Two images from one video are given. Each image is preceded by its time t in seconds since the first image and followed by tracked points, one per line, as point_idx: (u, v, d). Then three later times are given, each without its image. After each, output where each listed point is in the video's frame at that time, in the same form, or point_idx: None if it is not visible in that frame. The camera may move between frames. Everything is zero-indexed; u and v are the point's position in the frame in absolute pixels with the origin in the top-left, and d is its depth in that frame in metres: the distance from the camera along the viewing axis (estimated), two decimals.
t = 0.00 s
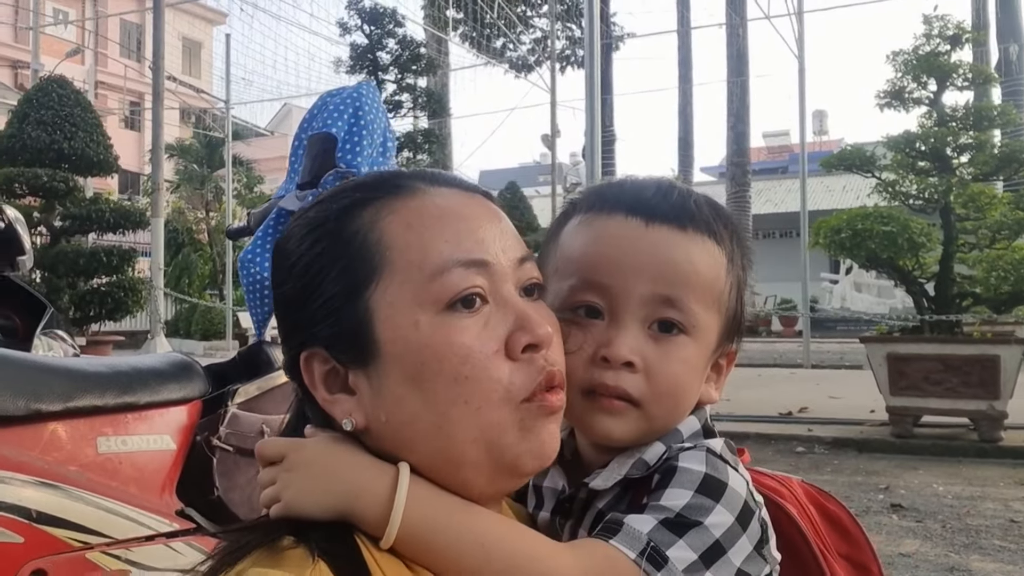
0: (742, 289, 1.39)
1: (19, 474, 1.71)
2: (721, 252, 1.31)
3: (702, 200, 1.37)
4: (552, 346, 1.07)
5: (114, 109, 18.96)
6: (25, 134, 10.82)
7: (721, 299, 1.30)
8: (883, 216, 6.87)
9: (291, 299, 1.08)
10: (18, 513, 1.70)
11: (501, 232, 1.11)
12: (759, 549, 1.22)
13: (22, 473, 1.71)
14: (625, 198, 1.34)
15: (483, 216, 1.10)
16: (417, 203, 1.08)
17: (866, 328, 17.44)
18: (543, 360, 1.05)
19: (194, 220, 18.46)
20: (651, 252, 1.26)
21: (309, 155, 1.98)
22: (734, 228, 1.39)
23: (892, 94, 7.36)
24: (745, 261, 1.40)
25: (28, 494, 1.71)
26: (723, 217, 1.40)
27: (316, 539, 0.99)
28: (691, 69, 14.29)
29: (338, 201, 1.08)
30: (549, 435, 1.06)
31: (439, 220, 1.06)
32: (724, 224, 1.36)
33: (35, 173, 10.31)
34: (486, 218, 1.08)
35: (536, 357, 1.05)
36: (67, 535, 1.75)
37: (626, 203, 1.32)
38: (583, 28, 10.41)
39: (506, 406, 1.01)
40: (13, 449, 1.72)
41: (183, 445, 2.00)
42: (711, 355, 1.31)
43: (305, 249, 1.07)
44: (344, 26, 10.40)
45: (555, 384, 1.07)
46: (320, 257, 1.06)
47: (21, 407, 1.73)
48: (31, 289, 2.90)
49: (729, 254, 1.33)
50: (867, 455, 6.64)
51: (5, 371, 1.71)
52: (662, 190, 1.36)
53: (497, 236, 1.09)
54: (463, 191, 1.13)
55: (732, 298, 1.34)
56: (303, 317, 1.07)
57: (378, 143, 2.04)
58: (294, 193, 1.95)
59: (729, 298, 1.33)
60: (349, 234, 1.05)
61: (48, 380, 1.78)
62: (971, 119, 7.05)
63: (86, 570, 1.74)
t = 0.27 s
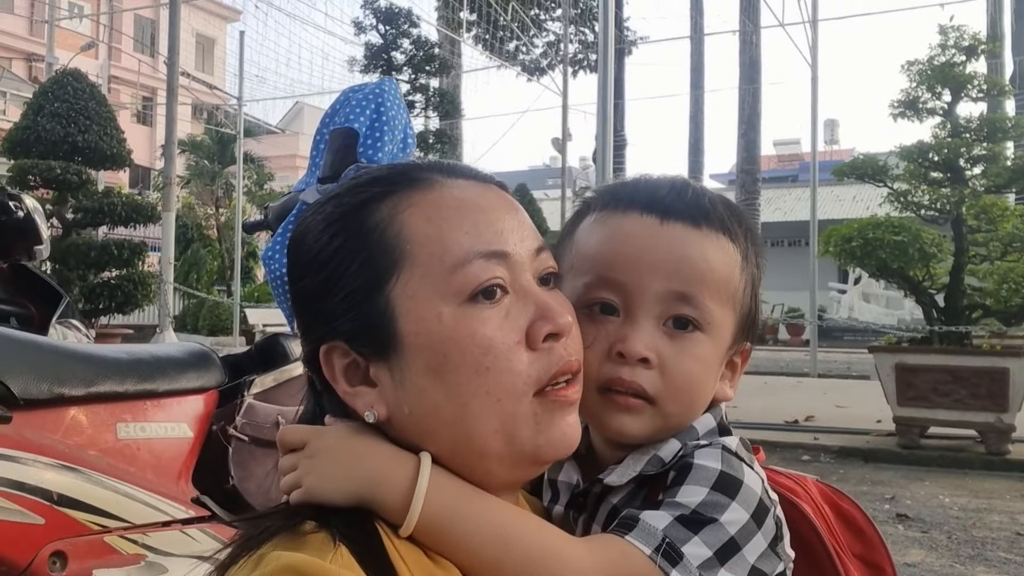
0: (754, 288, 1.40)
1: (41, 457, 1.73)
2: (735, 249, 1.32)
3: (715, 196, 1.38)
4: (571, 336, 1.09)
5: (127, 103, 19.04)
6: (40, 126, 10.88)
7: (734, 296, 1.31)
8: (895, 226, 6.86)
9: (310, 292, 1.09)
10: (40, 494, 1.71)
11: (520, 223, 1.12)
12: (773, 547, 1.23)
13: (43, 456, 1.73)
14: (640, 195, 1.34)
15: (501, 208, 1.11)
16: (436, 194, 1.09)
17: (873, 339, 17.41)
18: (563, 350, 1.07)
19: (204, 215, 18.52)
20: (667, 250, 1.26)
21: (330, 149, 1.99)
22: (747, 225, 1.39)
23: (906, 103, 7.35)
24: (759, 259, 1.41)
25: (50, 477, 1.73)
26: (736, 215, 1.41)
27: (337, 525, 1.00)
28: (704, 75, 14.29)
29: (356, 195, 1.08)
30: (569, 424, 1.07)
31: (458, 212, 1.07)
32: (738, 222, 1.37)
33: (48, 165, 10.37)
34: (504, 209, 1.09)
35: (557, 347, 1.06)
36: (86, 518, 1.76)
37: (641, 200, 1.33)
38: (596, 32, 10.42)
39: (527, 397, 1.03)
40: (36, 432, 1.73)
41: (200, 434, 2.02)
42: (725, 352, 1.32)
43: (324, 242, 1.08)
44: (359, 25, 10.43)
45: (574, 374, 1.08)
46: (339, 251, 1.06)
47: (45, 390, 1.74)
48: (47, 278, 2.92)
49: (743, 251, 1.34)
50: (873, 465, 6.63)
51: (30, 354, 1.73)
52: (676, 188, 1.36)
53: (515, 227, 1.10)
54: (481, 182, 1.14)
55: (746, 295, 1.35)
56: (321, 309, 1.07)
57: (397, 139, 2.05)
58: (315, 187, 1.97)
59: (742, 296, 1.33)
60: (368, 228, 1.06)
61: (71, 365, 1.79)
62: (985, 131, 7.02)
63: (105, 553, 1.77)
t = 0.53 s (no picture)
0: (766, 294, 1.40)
1: (55, 443, 1.74)
2: (749, 256, 1.32)
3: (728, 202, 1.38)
4: (598, 342, 1.09)
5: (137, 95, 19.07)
6: (50, 114, 10.90)
7: (749, 304, 1.31)
8: (903, 238, 6.86)
9: (343, 283, 1.09)
10: (53, 481, 1.73)
11: (553, 225, 1.12)
12: (788, 559, 1.22)
13: (57, 442, 1.74)
14: (653, 202, 1.34)
15: (536, 208, 1.12)
16: (473, 193, 1.09)
17: (876, 352, 17.39)
18: (590, 356, 1.07)
19: (210, 209, 18.55)
20: (682, 259, 1.26)
21: (348, 146, 1.99)
22: (761, 231, 1.39)
23: (917, 116, 7.34)
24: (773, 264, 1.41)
25: (63, 463, 1.74)
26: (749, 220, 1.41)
27: (358, 517, 1.00)
28: (714, 83, 14.29)
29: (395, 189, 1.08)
30: (592, 427, 1.07)
31: (494, 210, 1.07)
32: (751, 229, 1.36)
33: (58, 154, 10.40)
34: (538, 209, 1.09)
35: (584, 351, 1.07)
36: (96, 505, 1.77)
37: (655, 208, 1.32)
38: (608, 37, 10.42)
39: (553, 399, 1.03)
40: (49, 419, 1.75)
41: (211, 425, 2.01)
42: (739, 360, 1.32)
43: (359, 234, 1.08)
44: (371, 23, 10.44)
45: (601, 378, 1.08)
46: (374, 243, 1.07)
47: (61, 377, 1.76)
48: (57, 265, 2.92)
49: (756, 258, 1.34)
50: (874, 478, 6.62)
51: (43, 341, 1.74)
52: (689, 195, 1.36)
53: (550, 229, 1.10)
54: (517, 183, 1.15)
55: (761, 302, 1.35)
56: (353, 303, 1.07)
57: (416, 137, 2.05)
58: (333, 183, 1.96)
59: (757, 303, 1.33)
60: (404, 222, 1.06)
61: (85, 353, 1.80)
62: (995, 146, 7.01)
63: (115, 541, 1.78)
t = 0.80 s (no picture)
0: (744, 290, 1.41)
1: (49, 443, 1.73)
2: (729, 257, 1.32)
3: (695, 199, 1.37)
4: (594, 349, 1.09)
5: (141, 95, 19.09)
6: (54, 114, 10.91)
7: (733, 304, 1.31)
8: (904, 245, 6.85)
9: (341, 283, 1.10)
10: (47, 480, 1.71)
11: (552, 230, 1.12)
12: (779, 568, 1.22)
13: (51, 442, 1.73)
14: (625, 209, 1.32)
15: (533, 212, 1.12)
16: (473, 196, 1.09)
17: (876, 358, 17.38)
18: (586, 364, 1.07)
19: (212, 209, 18.56)
20: (669, 270, 1.25)
21: (346, 148, 1.99)
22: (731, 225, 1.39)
23: (918, 123, 7.34)
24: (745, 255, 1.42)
25: (57, 463, 1.73)
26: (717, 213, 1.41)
27: (350, 520, 1.00)
28: (717, 88, 14.30)
29: (395, 190, 1.09)
30: (586, 435, 1.07)
31: (493, 213, 1.07)
32: (723, 225, 1.36)
33: (61, 154, 10.42)
34: (535, 215, 1.09)
35: (579, 359, 1.06)
36: (90, 504, 1.76)
37: (631, 216, 1.31)
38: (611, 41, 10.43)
39: (547, 407, 1.03)
40: (43, 418, 1.74)
41: (206, 426, 2.01)
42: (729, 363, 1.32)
43: (358, 234, 1.09)
44: (375, 26, 10.45)
45: (596, 387, 1.08)
46: (372, 243, 1.07)
47: (56, 376, 1.76)
48: (56, 265, 2.93)
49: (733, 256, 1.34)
50: (873, 485, 6.61)
51: (38, 340, 1.74)
52: (659, 198, 1.34)
53: (548, 235, 1.10)
54: (518, 188, 1.15)
55: (741, 299, 1.35)
56: (350, 306, 1.08)
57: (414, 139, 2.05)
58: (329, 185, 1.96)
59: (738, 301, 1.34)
60: (403, 224, 1.07)
61: (79, 353, 1.80)
62: (997, 153, 7.01)
63: (108, 542, 1.77)
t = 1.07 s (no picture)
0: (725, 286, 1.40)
1: (38, 453, 1.74)
2: (706, 259, 1.31)
3: (669, 198, 1.36)
4: (574, 358, 1.09)
5: (140, 101, 19.12)
6: (53, 122, 10.92)
7: (713, 306, 1.31)
8: (903, 243, 6.85)
9: (319, 290, 1.10)
10: (35, 491, 1.73)
11: (532, 238, 1.12)
12: (765, 567, 1.22)
13: (40, 452, 1.74)
14: (599, 216, 1.31)
15: (513, 220, 1.11)
16: (452, 204, 1.09)
17: (880, 356, 17.37)
18: (564, 373, 1.07)
19: (213, 215, 18.57)
20: (644, 277, 1.25)
21: (335, 154, 1.99)
22: (707, 219, 1.38)
23: (917, 120, 7.34)
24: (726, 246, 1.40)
25: (46, 474, 1.74)
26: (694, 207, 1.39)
27: (327, 530, 1.00)
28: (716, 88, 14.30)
29: (374, 199, 1.09)
30: (566, 444, 1.07)
31: (471, 222, 1.07)
32: (699, 223, 1.35)
33: (60, 161, 10.44)
34: (513, 223, 1.09)
35: (558, 367, 1.06)
36: (80, 514, 1.78)
37: (604, 223, 1.30)
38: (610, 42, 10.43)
39: (526, 416, 1.03)
40: (31, 428, 1.74)
41: (198, 434, 2.01)
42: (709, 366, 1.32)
43: (336, 242, 1.09)
44: (373, 29, 10.44)
45: (577, 396, 1.08)
46: (349, 252, 1.07)
47: (43, 387, 1.75)
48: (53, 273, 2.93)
49: (713, 255, 1.33)
50: (875, 483, 6.60)
51: (27, 350, 1.74)
52: (636, 201, 1.33)
53: (527, 243, 1.10)
54: (498, 196, 1.15)
55: (721, 296, 1.34)
56: (326, 317, 1.08)
57: (403, 144, 2.04)
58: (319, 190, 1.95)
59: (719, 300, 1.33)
60: (381, 231, 1.07)
61: (68, 361, 1.80)
62: (996, 150, 7.01)
63: (98, 550, 1.79)
